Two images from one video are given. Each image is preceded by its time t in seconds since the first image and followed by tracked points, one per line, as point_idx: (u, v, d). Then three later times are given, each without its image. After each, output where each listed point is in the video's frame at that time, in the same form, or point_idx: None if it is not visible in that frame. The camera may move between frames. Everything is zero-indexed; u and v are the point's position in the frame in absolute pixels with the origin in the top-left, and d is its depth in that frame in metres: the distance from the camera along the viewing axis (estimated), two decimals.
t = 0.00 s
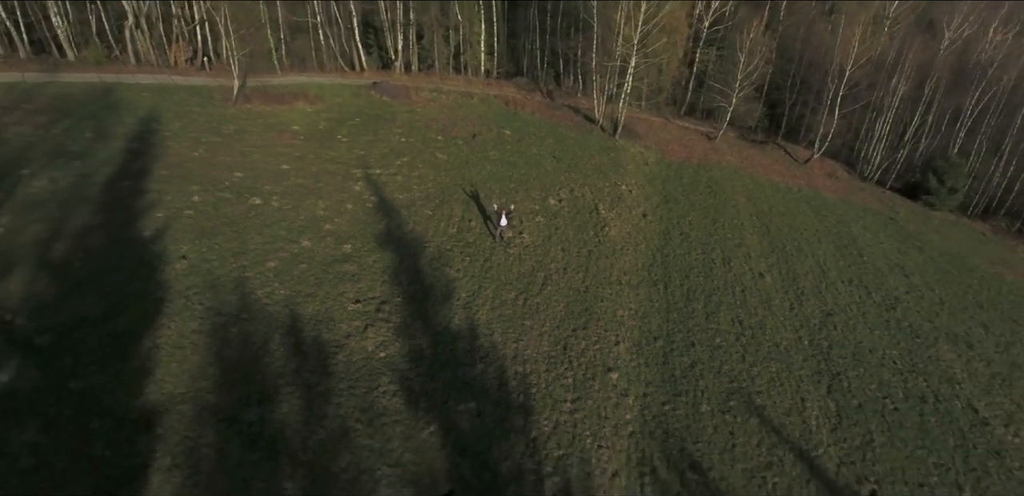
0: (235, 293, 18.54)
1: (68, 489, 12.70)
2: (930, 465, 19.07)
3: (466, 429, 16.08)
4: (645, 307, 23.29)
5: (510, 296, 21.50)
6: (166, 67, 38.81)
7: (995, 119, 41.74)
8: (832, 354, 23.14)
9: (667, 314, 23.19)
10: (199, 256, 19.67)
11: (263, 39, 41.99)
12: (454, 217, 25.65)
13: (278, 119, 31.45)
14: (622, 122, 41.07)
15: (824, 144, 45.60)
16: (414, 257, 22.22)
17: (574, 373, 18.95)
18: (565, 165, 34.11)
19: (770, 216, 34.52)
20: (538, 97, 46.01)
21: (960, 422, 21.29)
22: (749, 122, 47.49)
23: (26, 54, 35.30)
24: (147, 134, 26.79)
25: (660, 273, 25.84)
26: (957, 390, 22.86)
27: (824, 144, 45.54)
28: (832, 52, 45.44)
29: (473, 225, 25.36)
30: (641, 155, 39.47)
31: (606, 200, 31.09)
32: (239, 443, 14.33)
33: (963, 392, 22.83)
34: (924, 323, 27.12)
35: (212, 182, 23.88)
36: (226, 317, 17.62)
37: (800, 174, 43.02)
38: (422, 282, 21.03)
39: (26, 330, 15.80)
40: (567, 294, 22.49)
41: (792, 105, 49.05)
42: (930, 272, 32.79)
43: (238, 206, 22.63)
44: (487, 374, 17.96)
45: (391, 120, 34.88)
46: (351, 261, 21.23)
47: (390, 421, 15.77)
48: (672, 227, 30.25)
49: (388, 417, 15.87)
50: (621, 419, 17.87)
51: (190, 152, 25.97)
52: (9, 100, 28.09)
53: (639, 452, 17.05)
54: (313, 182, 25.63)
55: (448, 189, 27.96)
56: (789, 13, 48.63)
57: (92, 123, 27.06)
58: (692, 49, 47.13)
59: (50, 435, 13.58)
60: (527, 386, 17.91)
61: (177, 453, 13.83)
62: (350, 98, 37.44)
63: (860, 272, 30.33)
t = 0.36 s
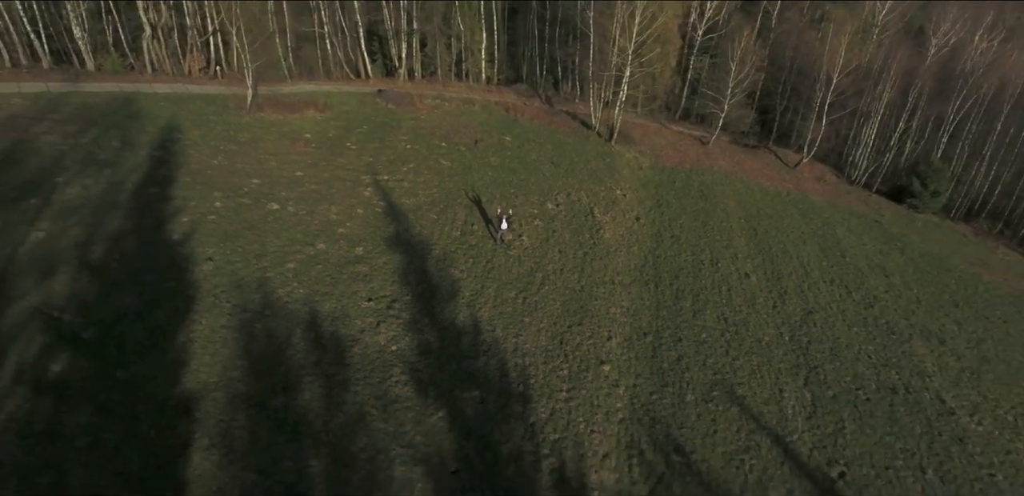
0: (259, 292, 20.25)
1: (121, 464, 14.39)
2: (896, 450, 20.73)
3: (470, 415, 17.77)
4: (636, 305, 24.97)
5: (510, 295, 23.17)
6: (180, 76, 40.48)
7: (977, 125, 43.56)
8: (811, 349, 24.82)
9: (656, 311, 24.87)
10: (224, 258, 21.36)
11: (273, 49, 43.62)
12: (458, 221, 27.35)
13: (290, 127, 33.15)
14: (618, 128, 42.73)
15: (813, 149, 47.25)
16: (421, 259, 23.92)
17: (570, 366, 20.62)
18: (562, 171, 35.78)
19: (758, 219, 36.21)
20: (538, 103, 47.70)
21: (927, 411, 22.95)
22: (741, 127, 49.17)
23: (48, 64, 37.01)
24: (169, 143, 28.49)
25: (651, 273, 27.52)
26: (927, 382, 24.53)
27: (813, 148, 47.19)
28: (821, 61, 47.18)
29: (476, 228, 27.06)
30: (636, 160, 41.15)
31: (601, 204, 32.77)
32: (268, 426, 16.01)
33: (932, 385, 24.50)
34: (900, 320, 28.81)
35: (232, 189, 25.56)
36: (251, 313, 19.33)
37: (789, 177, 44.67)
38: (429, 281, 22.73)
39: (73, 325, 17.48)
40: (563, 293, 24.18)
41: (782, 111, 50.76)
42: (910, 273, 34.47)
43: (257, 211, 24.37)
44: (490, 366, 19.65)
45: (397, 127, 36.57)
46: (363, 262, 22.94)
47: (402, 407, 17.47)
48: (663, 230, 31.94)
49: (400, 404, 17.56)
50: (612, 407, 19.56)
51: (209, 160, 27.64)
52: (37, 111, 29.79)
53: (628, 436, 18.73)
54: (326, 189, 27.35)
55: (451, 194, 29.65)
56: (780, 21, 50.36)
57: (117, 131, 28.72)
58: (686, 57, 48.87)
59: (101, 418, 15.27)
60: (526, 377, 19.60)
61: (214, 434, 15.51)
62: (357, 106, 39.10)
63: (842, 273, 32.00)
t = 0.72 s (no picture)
0: (279, 291, 21.99)
1: (163, 445, 16.10)
2: (867, 436, 22.44)
3: (474, 403, 19.51)
4: (629, 303, 26.70)
5: (511, 294, 24.91)
6: (194, 85, 42.23)
7: (959, 131, 45.39)
8: (792, 345, 26.51)
9: (647, 309, 26.60)
10: (246, 260, 23.09)
11: (281, 58, 45.21)
12: (462, 224, 29.12)
13: (301, 135, 34.85)
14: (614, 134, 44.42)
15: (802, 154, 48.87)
16: (427, 260, 25.67)
17: (565, 359, 22.34)
18: (560, 176, 37.47)
19: (747, 221, 37.93)
20: (537, 109, 49.42)
21: (898, 402, 24.66)
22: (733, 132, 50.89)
23: (69, 74, 38.71)
24: (188, 151, 30.19)
25: (644, 274, 29.23)
26: (900, 375, 26.26)
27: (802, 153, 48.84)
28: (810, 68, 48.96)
29: (478, 231, 28.79)
30: (631, 165, 42.87)
31: (597, 208, 34.50)
32: (292, 412, 17.73)
33: (905, 377, 26.24)
34: (878, 317, 30.54)
35: (250, 195, 27.33)
36: (273, 311, 21.05)
37: (779, 181, 46.32)
38: (435, 281, 24.46)
39: (112, 322, 19.18)
40: (560, 292, 25.93)
41: (773, 117, 52.48)
42: (891, 273, 36.20)
43: (274, 217, 26.12)
44: (492, 359, 21.36)
45: (402, 134, 38.31)
46: (374, 263, 24.73)
47: (412, 396, 19.20)
48: (656, 232, 33.67)
49: (411, 393, 19.29)
50: (604, 397, 21.26)
51: (227, 167, 29.39)
52: (63, 120, 31.48)
53: (618, 423, 20.43)
54: (338, 194, 29.13)
55: (455, 199, 31.38)
56: (771, 29, 52.18)
57: (139, 140, 30.44)
58: (681, 64, 50.76)
59: (142, 404, 16.97)
60: (525, 369, 21.32)
61: (244, 419, 17.23)
62: (364, 114, 40.80)
63: (825, 273, 33.71)
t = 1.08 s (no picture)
0: (296, 291, 23.75)
1: (197, 430, 17.85)
2: (841, 426, 24.18)
3: (477, 393, 21.27)
4: (622, 302, 28.45)
5: (511, 293, 26.67)
6: (207, 93, 43.97)
7: (942, 137, 47.22)
8: (775, 341, 28.26)
9: (639, 307, 28.34)
10: (265, 262, 24.86)
11: (290, 68, 46.85)
12: (465, 227, 30.89)
13: (311, 143, 36.58)
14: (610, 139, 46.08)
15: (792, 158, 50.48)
16: (433, 262, 27.43)
17: (562, 354, 24.09)
18: (558, 181, 39.20)
19: (737, 224, 39.68)
20: (536, 115, 51.13)
21: (872, 394, 26.41)
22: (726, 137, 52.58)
23: (88, 83, 40.45)
24: (206, 159, 31.93)
25: (637, 274, 30.98)
26: (876, 370, 28.02)
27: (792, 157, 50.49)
28: (800, 76, 50.80)
29: (480, 234, 30.56)
30: (626, 169, 44.59)
31: (593, 211, 36.27)
32: (312, 401, 19.49)
33: (881, 372, 27.99)
34: (858, 315, 32.30)
35: (266, 200, 29.10)
36: (292, 309, 22.81)
37: (770, 185, 47.98)
38: (440, 281, 26.21)
39: (146, 319, 20.92)
40: (558, 291, 27.69)
41: (765, 122, 54.26)
42: (874, 273, 37.95)
43: (289, 221, 27.90)
44: (494, 354, 23.11)
45: (407, 141, 39.99)
46: (384, 264, 26.50)
47: (421, 387, 20.96)
48: (649, 235, 35.42)
49: (419, 384, 21.05)
50: (598, 389, 23.00)
51: (244, 174, 31.14)
52: (86, 129, 33.22)
53: (610, 413, 22.18)
54: (348, 199, 30.89)
55: (458, 203, 33.13)
56: (764, 37, 54.23)
57: (159, 148, 32.17)
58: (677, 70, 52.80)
59: (177, 393, 18.72)
60: (525, 363, 23.08)
61: (269, 407, 18.99)
62: (370, 121, 42.50)
63: (810, 273, 35.44)
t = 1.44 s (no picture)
0: (312, 290, 25.55)
1: (227, 417, 19.66)
2: (819, 416, 25.97)
3: (481, 384, 23.06)
4: (616, 301, 30.26)
5: (511, 292, 28.48)
6: (219, 101, 45.80)
7: (926, 142, 49.03)
8: (760, 338, 30.06)
9: (632, 306, 30.17)
10: (282, 263, 26.67)
11: (297, 76, 48.52)
12: (469, 230, 32.71)
13: (320, 149, 38.35)
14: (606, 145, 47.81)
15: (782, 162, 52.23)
16: (438, 263, 29.21)
17: (559, 349, 25.89)
18: (556, 185, 41.01)
19: (727, 226, 41.47)
20: (535, 120, 52.89)
21: (850, 387, 28.18)
22: (718, 142, 54.37)
23: (106, 91, 42.27)
24: (223, 165, 33.72)
25: (630, 275, 32.79)
26: (855, 364, 29.81)
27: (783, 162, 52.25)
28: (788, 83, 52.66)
29: (482, 237, 32.36)
30: (622, 174, 46.36)
31: (590, 215, 38.06)
32: (329, 391, 21.29)
33: (859, 366, 29.80)
34: (840, 313, 34.10)
35: (281, 206, 30.93)
36: (308, 307, 24.61)
37: (761, 188, 49.67)
38: (445, 282, 28.01)
39: (175, 317, 22.74)
40: (556, 291, 29.49)
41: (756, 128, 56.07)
42: (858, 274, 39.75)
43: (303, 225, 29.72)
44: (496, 349, 24.91)
45: (411, 147, 41.71)
46: (392, 265, 28.32)
47: (429, 378, 22.78)
48: (643, 237, 37.22)
49: (427, 376, 22.85)
50: (592, 381, 24.79)
51: (259, 180, 32.93)
52: (108, 136, 35.00)
53: (603, 403, 23.96)
54: (357, 204, 32.68)
55: (461, 208, 34.91)
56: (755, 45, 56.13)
57: (178, 155, 33.95)
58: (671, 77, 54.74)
59: (206, 384, 20.52)
60: (524, 357, 24.89)
61: (291, 396, 20.79)
62: (375, 127, 44.24)
63: (796, 274, 37.22)
